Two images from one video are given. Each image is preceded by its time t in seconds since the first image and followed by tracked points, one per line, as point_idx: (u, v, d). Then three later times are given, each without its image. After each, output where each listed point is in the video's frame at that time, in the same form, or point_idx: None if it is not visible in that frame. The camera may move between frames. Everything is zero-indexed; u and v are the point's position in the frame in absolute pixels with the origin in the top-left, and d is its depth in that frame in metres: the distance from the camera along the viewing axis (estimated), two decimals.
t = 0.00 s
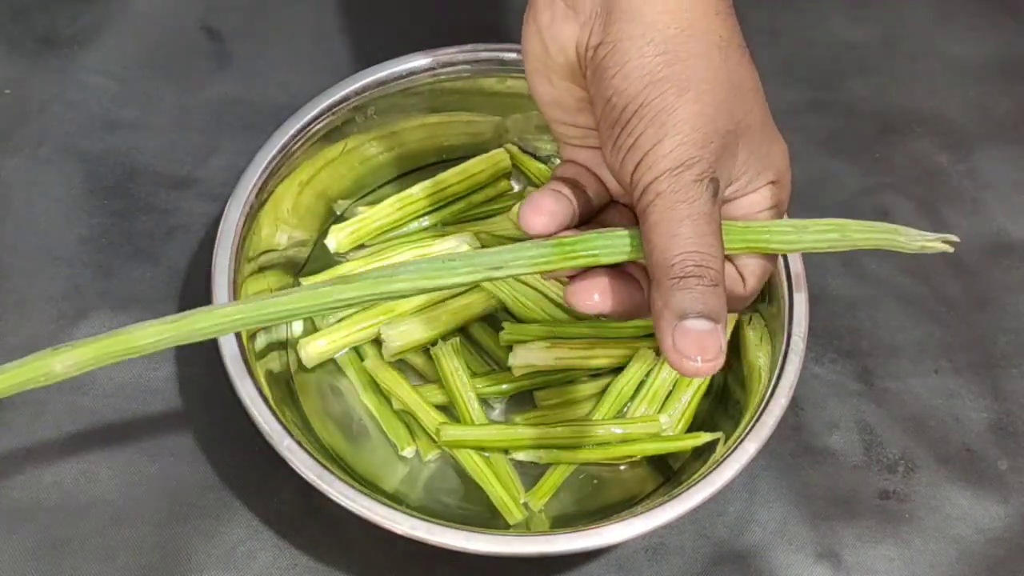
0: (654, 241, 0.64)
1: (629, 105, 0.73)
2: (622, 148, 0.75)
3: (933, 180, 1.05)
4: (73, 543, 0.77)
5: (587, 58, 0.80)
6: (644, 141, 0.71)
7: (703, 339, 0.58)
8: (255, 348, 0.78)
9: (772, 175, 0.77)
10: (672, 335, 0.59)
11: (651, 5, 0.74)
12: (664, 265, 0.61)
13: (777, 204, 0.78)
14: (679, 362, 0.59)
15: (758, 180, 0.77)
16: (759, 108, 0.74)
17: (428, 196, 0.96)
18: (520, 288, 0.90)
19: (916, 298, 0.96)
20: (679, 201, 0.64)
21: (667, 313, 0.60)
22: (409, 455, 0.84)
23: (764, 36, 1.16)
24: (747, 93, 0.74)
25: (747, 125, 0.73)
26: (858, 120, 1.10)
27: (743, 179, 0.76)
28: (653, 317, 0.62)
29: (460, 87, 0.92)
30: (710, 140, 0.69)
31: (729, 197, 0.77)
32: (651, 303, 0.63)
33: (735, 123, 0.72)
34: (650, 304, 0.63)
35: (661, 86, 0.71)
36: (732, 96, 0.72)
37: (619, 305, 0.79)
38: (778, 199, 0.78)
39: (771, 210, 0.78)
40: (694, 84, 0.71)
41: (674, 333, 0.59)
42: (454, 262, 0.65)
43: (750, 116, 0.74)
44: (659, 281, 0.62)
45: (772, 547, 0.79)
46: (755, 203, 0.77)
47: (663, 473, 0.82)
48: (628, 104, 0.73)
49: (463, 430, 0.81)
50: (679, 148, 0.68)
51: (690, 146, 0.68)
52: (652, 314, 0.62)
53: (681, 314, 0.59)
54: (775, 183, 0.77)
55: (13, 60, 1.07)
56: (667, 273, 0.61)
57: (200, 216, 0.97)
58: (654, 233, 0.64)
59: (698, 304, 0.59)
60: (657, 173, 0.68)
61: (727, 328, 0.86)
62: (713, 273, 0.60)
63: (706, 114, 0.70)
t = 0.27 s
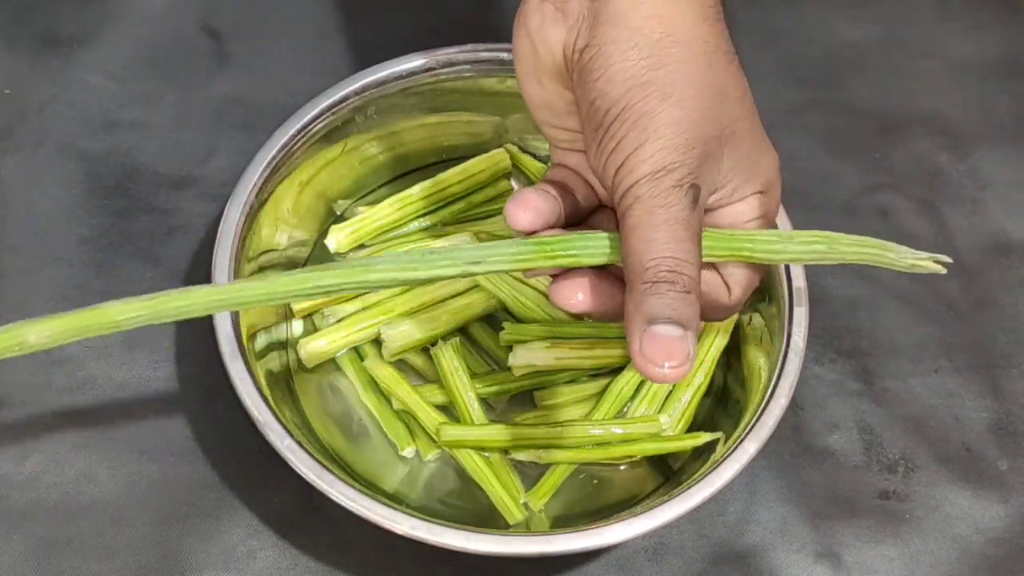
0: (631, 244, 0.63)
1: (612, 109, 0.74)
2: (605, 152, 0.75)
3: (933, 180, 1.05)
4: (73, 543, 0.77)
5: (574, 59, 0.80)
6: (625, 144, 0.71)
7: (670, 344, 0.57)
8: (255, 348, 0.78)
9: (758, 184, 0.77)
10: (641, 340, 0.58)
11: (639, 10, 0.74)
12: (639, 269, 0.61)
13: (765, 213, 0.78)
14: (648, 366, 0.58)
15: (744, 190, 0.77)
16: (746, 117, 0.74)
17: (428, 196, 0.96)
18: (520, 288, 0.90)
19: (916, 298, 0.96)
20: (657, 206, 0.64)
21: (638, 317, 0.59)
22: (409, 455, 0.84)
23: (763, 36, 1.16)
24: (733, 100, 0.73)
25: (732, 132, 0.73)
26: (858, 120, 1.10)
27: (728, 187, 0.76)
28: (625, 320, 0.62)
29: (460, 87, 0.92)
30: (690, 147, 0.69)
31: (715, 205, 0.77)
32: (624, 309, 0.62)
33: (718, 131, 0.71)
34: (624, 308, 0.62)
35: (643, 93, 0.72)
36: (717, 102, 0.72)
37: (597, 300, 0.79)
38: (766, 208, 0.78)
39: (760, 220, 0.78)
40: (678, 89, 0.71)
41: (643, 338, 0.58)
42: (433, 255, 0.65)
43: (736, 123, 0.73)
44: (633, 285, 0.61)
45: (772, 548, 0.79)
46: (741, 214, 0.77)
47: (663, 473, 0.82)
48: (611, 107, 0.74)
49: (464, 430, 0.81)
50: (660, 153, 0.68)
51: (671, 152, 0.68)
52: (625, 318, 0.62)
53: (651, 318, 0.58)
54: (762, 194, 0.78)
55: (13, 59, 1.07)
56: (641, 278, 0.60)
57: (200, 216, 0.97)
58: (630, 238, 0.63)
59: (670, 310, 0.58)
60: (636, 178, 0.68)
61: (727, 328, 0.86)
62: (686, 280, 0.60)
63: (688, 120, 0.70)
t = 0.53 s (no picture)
0: (604, 214, 0.63)
1: (601, 82, 0.73)
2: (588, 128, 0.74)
3: (933, 180, 1.05)
4: (73, 543, 0.77)
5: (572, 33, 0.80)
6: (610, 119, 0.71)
7: (631, 310, 0.58)
8: (255, 348, 0.78)
9: (741, 208, 0.76)
10: (602, 307, 0.58)
11: None
12: (607, 238, 0.61)
13: (747, 238, 0.77)
14: (606, 328, 0.59)
15: (727, 206, 0.76)
16: (735, 119, 0.74)
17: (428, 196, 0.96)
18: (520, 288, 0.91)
19: (916, 298, 0.96)
20: (635, 180, 0.64)
21: (602, 281, 0.59)
22: (409, 455, 0.84)
23: (763, 36, 1.16)
24: (725, 93, 0.73)
25: (721, 127, 0.73)
26: (858, 120, 1.10)
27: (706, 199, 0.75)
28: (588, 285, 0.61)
29: (460, 87, 0.92)
30: (673, 129, 0.69)
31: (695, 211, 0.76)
32: (589, 277, 0.62)
33: (706, 121, 0.71)
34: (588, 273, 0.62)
35: (631, 73, 0.71)
36: (708, 94, 0.72)
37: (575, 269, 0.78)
38: (750, 232, 0.77)
39: (743, 246, 0.77)
40: (670, 72, 0.71)
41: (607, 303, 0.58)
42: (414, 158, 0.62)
43: (725, 122, 0.73)
44: (600, 252, 0.61)
45: (772, 548, 0.79)
46: (721, 232, 0.77)
47: (663, 473, 0.82)
48: (601, 81, 0.73)
49: (464, 430, 0.81)
50: (642, 132, 0.68)
51: (652, 132, 0.68)
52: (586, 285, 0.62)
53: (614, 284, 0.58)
54: (746, 217, 0.77)
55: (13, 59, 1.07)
56: (610, 246, 0.60)
57: (200, 215, 0.97)
58: (603, 210, 0.63)
59: (637, 281, 0.58)
60: (615, 154, 0.68)
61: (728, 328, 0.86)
62: (654, 253, 0.60)
63: (676, 102, 0.70)
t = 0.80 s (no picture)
0: (700, 151, 0.62)
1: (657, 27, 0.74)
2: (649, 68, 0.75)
3: (933, 180, 1.05)
4: (73, 543, 0.77)
5: None
6: (674, 55, 0.71)
7: (770, 248, 0.56)
8: (255, 348, 0.78)
9: (812, 151, 0.75)
10: (734, 248, 0.57)
11: None
12: (719, 172, 0.60)
13: (815, 189, 0.75)
14: (748, 276, 0.57)
15: (801, 146, 0.74)
16: (811, 45, 0.74)
17: (429, 196, 0.96)
18: (520, 288, 0.91)
19: (916, 298, 0.96)
20: (722, 105, 0.63)
21: (726, 220, 0.58)
22: (409, 455, 0.84)
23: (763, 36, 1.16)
24: (795, 20, 0.74)
25: (794, 52, 0.73)
26: (858, 119, 1.10)
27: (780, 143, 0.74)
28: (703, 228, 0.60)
29: (460, 86, 0.92)
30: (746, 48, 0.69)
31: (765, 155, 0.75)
32: (700, 224, 0.61)
33: (778, 45, 0.72)
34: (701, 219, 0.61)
35: None
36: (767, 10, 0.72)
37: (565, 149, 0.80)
38: (818, 183, 0.75)
39: (805, 197, 0.75)
40: None
41: (737, 243, 0.57)
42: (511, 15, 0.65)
43: (791, 43, 0.73)
44: (712, 188, 0.60)
45: (772, 547, 0.79)
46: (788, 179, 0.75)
47: (662, 473, 0.82)
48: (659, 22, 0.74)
49: (464, 430, 0.81)
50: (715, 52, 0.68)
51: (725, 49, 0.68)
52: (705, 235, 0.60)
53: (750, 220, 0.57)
54: (812, 161, 0.75)
55: (13, 60, 1.07)
56: (722, 181, 0.60)
57: (200, 215, 0.97)
58: (697, 137, 0.63)
59: (757, 216, 0.57)
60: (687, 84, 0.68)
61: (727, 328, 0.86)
62: (767, 183, 0.59)
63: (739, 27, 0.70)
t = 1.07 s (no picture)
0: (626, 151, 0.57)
1: None
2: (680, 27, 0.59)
3: (933, 180, 1.05)
4: (73, 544, 0.77)
5: None
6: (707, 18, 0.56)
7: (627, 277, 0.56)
8: (255, 348, 0.78)
9: (802, 189, 0.65)
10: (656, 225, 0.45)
11: None
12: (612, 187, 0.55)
13: (795, 230, 0.66)
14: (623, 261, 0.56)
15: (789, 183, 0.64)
16: (847, 76, 0.63)
17: (429, 196, 0.96)
18: (520, 288, 0.91)
19: (916, 298, 0.96)
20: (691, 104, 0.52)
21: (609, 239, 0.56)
22: (409, 455, 0.84)
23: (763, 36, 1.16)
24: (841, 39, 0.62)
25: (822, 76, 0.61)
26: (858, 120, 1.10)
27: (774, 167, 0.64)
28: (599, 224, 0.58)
29: (460, 86, 0.92)
30: (781, 45, 0.57)
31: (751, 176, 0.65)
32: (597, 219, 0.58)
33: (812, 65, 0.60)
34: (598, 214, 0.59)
35: None
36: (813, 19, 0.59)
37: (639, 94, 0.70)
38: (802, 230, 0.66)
39: (780, 235, 0.65)
40: None
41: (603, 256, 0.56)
42: None
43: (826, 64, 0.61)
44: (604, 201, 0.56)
45: (772, 548, 0.79)
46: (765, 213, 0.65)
47: (663, 473, 0.82)
48: None
49: (464, 430, 0.81)
50: (745, 39, 0.55)
51: (760, 41, 0.55)
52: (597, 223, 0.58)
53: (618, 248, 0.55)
54: (799, 200, 0.65)
55: (13, 60, 1.07)
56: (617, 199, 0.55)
57: (200, 216, 0.97)
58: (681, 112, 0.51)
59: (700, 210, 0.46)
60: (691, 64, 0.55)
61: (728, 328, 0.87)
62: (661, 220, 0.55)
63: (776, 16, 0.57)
